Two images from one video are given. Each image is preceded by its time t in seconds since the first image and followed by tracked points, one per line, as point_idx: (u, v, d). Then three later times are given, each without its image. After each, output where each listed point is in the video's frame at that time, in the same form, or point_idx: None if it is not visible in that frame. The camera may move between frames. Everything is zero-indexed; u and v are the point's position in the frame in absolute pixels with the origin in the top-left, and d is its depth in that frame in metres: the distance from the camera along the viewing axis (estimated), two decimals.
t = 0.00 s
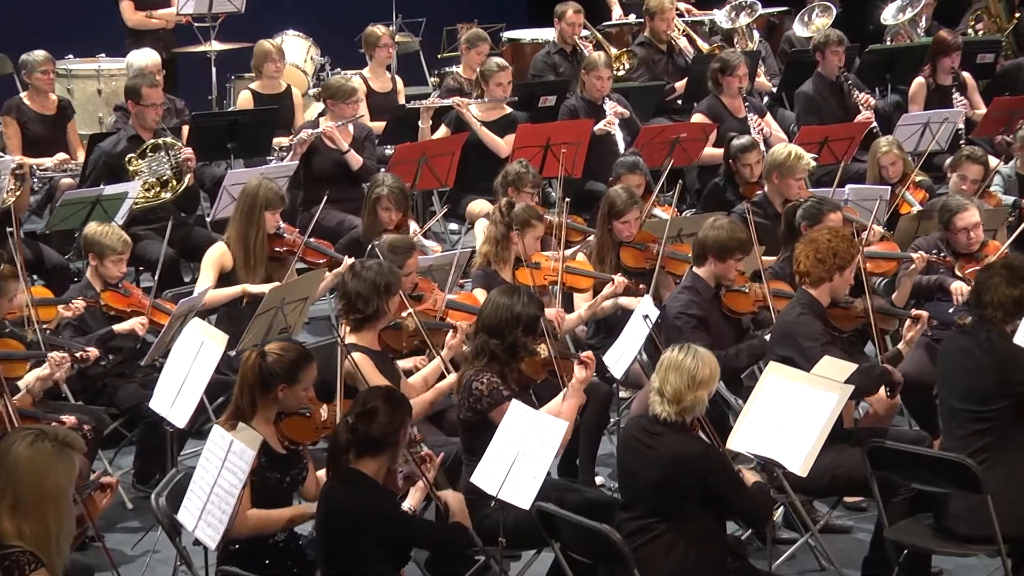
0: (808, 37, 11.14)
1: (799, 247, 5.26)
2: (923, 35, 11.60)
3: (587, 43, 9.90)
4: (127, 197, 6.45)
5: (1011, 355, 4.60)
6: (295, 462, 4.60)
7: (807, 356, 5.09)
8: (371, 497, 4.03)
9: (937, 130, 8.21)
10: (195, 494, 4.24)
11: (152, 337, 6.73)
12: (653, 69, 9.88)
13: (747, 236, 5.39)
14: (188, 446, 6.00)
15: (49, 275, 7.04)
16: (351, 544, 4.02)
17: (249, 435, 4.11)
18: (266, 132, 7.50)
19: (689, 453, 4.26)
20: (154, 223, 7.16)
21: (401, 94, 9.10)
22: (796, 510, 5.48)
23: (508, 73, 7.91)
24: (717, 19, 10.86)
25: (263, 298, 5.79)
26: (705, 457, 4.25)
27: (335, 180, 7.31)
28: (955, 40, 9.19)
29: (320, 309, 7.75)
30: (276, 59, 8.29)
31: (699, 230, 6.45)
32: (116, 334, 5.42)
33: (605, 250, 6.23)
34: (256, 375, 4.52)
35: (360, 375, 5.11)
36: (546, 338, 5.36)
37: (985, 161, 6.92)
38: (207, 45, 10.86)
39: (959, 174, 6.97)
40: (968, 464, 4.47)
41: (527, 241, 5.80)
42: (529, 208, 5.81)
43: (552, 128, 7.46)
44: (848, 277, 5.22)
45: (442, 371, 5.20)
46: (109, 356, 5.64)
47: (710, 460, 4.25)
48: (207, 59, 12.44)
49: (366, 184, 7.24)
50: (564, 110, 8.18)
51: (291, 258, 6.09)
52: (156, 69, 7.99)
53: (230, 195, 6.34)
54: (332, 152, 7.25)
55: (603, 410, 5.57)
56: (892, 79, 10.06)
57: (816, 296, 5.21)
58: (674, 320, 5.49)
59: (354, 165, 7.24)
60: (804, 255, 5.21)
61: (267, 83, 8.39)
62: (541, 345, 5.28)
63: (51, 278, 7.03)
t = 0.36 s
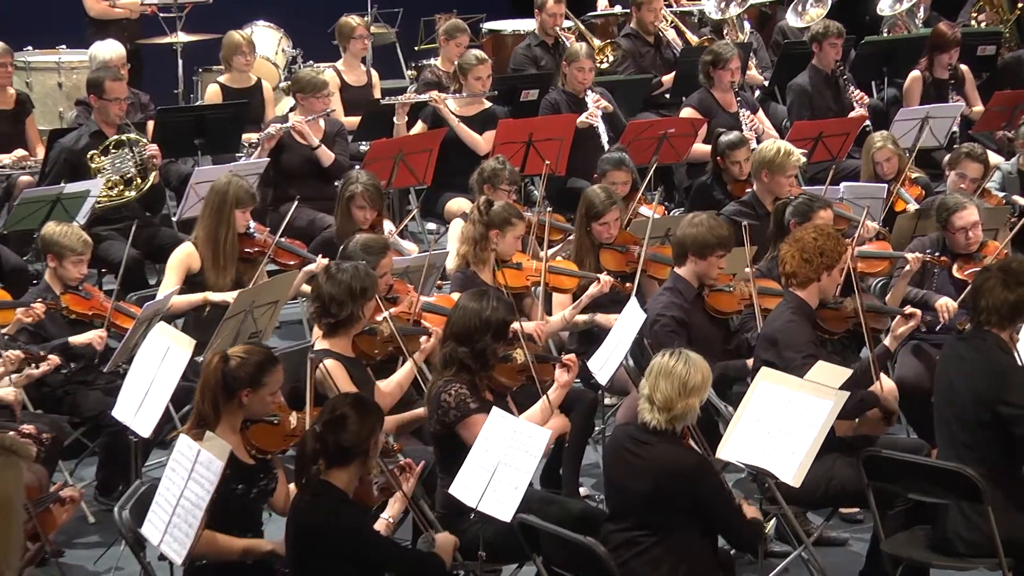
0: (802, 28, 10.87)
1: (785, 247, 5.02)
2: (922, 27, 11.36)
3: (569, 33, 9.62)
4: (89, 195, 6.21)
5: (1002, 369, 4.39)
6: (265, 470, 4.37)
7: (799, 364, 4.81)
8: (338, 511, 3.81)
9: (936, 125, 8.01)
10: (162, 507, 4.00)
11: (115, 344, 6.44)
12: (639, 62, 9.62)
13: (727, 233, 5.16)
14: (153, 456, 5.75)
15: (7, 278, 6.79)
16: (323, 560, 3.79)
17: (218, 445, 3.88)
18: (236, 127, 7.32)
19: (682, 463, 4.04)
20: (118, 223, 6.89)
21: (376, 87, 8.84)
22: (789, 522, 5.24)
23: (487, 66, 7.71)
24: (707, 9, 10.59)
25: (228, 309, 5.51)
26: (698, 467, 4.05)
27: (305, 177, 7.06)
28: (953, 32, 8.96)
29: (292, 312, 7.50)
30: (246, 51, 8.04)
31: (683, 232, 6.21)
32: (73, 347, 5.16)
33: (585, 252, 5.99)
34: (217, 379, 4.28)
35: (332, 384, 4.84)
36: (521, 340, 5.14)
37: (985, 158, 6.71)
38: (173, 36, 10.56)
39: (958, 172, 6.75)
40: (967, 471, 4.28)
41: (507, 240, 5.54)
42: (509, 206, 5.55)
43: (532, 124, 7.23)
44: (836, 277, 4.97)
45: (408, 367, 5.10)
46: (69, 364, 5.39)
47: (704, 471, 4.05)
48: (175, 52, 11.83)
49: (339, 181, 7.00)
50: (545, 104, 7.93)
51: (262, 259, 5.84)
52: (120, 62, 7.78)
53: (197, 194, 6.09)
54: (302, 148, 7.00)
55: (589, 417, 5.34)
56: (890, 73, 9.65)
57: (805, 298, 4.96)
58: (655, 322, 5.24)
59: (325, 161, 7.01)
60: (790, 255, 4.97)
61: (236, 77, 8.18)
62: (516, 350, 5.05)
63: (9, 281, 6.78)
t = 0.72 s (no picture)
0: (798, 19, 10.62)
1: (772, 247, 4.77)
2: (922, 18, 11.12)
3: (553, 24, 9.31)
4: (52, 193, 5.97)
5: (995, 382, 4.18)
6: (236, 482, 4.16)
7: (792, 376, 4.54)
8: (305, 529, 3.58)
9: (936, 119, 7.82)
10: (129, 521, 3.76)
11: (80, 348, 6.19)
12: (628, 54, 9.39)
13: (715, 228, 4.95)
14: (121, 465, 5.51)
15: None
16: None
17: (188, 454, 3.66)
18: (205, 122, 7.12)
19: (673, 472, 3.88)
20: (83, 221, 6.67)
21: (353, 81, 8.60)
22: (784, 533, 5.03)
23: (469, 56, 7.44)
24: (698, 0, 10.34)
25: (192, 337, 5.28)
26: (690, 476, 3.88)
27: (279, 174, 6.85)
28: (953, 22, 8.73)
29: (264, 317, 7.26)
30: (217, 43, 7.87)
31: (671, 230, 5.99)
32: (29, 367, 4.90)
33: (569, 252, 5.78)
34: (182, 380, 4.05)
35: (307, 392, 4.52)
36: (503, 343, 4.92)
37: (987, 153, 6.50)
38: (140, 26, 10.26)
39: (958, 166, 6.55)
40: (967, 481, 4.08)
41: (490, 240, 5.32)
42: (491, 205, 5.33)
43: (516, 119, 7.00)
44: (825, 276, 4.73)
45: (388, 373, 4.78)
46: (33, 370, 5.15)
47: (696, 480, 3.88)
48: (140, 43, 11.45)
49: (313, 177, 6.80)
50: (529, 97, 7.70)
51: (236, 262, 5.56)
52: (84, 53, 7.56)
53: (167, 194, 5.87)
54: (275, 143, 6.78)
55: (577, 424, 5.12)
56: (890, 64, 9.46)
57: (794, 300, 4.72)
58: (643, 322, 4.97)
59: (299, 155, 6.80)
60: (776, 256, 4.72)
61: (206, 69, 7.94)
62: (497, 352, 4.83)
63: None
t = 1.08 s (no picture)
0: (794, 9, 10.40)
1: (766, 247, 4.61)
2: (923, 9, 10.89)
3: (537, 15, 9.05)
4: (18, 191, 5.73)
5: (995, 388, 3.98)
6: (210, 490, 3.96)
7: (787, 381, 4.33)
8: (283, 539, 3.44)
9: (937, 114, 7.62)
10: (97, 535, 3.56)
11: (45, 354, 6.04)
12: (617, 46, 9.19)
13: (711, 225, 4.76)
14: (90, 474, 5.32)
15: None
16: None
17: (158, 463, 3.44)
18: (176, 117, 6.94)
19: (667, 481, 3.69)
20: (49, 221, 6.48)
21: (331, 74, 8.38)
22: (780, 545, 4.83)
23: (451, 49, 7.26)
24: None
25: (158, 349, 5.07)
26: (685, 487, 3.69)
27: (254, 172, 6.64)
28: (957, 13, 8.51)
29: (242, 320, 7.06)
30: (189, 35, 7.61)
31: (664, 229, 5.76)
32: None
33: (558, 251, 5.56)
34: (148, 385, 3.83)
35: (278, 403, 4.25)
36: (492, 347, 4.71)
37: (990, 152, 6.31)
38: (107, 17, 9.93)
39: (960, 167, 6.36)
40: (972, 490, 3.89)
41: (475, 239, 5.12)
42: (476, 202, 5.12)
43: (501, 113, 6.79)
44: (822, 277, 4.55)
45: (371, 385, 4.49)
46: None
47: (691, 491, 3.69)
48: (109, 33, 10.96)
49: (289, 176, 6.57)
50: (515, 91, 7.50)
51: (209, 263, 5.37)
52: (50, 45, 7.35)
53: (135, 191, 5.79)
54: (249, 139, 6.56)
55: (566, 429, 4.91)
56: (890, 57, 9.25)
57: (790, 301, 4.52)
58: (635, 320, 4.79)
59: (275, 154, 6.58)
60: (770, 255, 4.56)
61: (178, 62, 7.74)
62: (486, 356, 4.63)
63: None
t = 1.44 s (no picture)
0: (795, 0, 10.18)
1: (776, 245, 4.41)
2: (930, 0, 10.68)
3: (529, 5, 8.85)
4: None
5: (1002, 383, 3.81)
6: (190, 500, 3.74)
7: (790, 386, 4.13)
8: (267, 550, 3.27)
9: (945, 108, 7.44)
10: (70, 548, 3.35)
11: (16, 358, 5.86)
12: (612, 38, 8.99)
13: (721, 225, 4.54)
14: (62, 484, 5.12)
15: None
16: None
17: (135, 473, 3.25)
18: (152, 111, 6.77)
19: (664, 488, 3.50)
20: (20, 221, 6.30)
21: (314, 66, 8.18)
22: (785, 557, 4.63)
23: (437, 40, 7.06)
24: None
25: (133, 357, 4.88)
26: (683, 494, 3.50)
27: (236, 169, 6.45)
28: (968, 3, 8.30)
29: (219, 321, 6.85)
30: (166, 26, 7.45)
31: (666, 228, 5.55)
32: None
33: (556, 250, 5.33)
34: (121, 389, 3.58)
35: (256, 408, 4.05)
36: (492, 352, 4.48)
37: (1006, 146, 6.12)
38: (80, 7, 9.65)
39: (974, 160, 6.17)
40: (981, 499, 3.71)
41: (466, 239, 4.91)
42: (468, 200, 4.91)
43: (494, 107, 6.60)
44: (833, 278, 4.36)
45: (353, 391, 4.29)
46: None
47: (690, 499, 3.51)
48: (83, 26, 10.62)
49: (270, 173, 6.39)
50: (506, 84, 7.31)
51: (187, 265, 5.18)
52: (21, 36, 7.15)
53: (111, 188, 5.64)
54: (231, 135, 6.38)
55: (558, 440, 4.73)
56: (896, 49, 9.06)
57: (800, 302, 4.34)
58: (634, 328, 4.53)
59: (257, 151, 6.38)
60: (781, 254, 4.37)
61: (154, 54, 7.54)
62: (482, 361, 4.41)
63: None
